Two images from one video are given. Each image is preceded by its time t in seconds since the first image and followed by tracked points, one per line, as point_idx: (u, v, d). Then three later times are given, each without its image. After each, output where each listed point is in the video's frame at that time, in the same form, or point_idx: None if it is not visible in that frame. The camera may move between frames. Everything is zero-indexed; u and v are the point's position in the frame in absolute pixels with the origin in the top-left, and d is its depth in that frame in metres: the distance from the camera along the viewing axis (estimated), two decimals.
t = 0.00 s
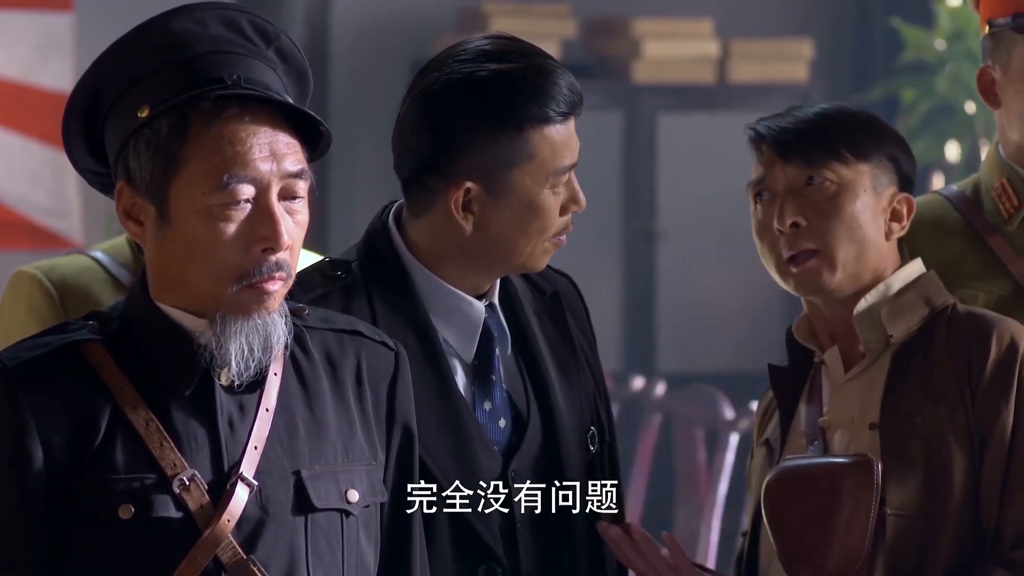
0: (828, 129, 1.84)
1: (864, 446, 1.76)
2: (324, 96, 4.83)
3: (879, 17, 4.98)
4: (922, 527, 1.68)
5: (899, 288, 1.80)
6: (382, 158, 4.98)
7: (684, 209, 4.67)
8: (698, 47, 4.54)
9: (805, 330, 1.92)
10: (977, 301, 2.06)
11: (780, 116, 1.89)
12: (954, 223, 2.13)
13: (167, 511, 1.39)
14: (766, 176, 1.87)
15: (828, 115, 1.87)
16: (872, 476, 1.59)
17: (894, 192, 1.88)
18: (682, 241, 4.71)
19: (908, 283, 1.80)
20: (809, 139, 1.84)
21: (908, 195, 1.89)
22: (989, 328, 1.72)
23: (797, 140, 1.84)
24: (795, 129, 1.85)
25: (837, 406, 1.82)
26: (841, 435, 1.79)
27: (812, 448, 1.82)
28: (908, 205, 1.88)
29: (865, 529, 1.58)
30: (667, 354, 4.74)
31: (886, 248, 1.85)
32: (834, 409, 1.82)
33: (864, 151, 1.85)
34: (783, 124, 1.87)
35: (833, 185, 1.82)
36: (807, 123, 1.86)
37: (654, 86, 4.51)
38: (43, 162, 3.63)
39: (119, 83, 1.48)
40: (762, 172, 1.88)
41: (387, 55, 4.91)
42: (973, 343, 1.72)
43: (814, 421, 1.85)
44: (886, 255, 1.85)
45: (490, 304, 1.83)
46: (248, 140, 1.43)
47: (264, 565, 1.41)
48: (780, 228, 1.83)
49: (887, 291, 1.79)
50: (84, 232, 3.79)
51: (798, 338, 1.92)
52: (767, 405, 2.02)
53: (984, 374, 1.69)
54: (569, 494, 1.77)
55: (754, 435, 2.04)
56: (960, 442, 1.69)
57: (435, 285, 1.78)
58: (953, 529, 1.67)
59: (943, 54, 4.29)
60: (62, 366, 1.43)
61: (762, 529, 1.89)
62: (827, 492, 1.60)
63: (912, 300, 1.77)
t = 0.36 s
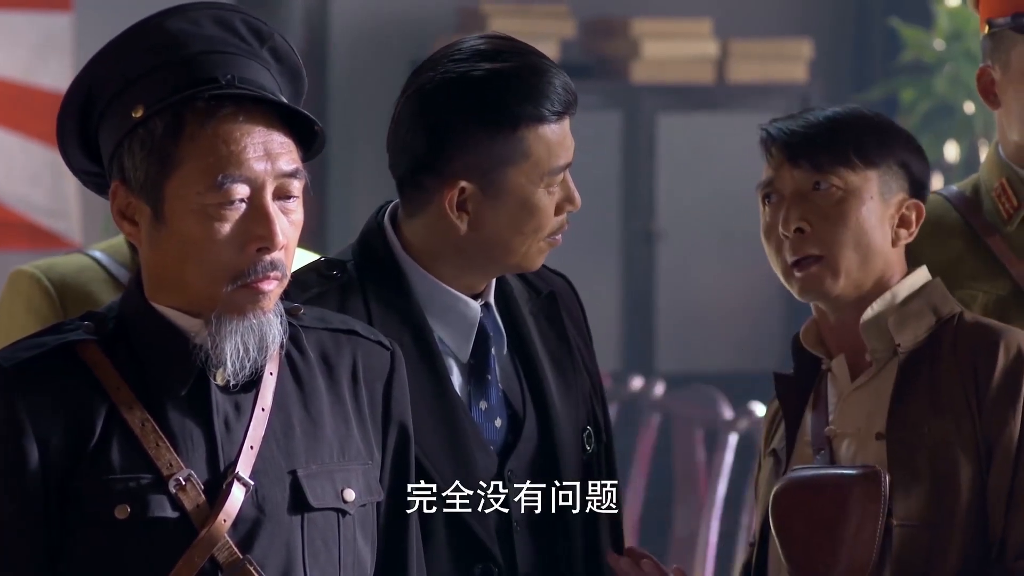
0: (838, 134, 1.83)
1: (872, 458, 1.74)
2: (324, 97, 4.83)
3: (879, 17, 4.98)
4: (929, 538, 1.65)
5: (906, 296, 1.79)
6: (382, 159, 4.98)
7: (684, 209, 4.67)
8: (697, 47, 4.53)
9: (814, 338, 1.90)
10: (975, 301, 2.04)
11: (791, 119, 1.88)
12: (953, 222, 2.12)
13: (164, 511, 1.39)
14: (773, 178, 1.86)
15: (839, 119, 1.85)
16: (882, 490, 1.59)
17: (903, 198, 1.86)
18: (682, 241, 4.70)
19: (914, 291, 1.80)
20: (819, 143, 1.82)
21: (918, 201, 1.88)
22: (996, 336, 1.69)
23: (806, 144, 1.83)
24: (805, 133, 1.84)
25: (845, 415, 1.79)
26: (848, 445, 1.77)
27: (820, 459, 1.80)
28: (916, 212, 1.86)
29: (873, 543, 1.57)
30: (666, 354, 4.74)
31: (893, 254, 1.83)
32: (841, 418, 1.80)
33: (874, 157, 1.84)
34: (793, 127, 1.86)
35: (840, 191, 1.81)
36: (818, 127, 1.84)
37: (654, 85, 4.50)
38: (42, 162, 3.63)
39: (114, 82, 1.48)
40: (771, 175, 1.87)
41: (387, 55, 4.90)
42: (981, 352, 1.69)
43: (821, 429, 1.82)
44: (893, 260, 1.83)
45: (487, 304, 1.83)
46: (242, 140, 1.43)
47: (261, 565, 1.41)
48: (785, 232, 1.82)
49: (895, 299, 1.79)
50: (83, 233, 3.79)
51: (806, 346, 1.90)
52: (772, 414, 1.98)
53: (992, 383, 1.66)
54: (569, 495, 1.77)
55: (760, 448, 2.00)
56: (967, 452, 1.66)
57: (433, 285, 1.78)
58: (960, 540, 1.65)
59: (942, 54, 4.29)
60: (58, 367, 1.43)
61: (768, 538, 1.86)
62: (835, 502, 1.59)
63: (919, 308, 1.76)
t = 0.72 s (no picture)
0: (843, 134, 1.83)
1: (874, 462, 1.74)
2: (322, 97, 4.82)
3: (877, 18, 4.99)
4: (931, 541, 1.65)
5: (910, 300, 1.79)
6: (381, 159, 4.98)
7: (683, 209, 4.67)
8: (697, 48, 4.53)
9: (820, 339, 1.88)
10: (977, 302, 2.03)
11: (797, 119, 1.88)
12: (955, 223, 2.10)
13: (161, 511, 1.39)
14: (780, 179, 1.86)
15: (846, 120, 1.85)
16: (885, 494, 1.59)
17: (909, 199, 1.86)
18: (682, 241, 4.70)
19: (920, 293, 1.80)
20: (824, 143, 1.83)
21: (924, 203, 1.87)
22: (1000, 342, 1.69)
23: (811, 144, 1.83)
24: (811, 133, 1.84)
25: (848, 419, 1.80)
26: (852, 448, 1.77)
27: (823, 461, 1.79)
28: (922, 214, 1.86)
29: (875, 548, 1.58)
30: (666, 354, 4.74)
31: (896, 255, 1.83)
32: (844, 421, 1.80)
33: (880, 158, 1.83)
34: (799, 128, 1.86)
35: (843, 192, 1.81)
36: (824, 127, 1.84)
37: (653, 86, 4.49)
38: (41, 163, 3.64)
39: (111, 82, 1.48)
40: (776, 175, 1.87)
41: (386, 56, 4.90)
42: (985, 357, 1.69)
43: (823, 432, 1.82)
44: (897, 262, 1.83)
45: (478, 303, 1.83)
46: (239, 140, 1.43)
47: (258, 565, 1.41)
48: (788, 232, 1.82)
49: (898, 303, 1.78)
50: (82, 233, 3.78)
51: (814, 346, 1.88)
52: (775, 417, 1.97)
53: (997, 389, 1.66)
54: (568, 495, 1.78)
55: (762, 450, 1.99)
56: (970, 456, 1.67)
57: (430, 288, 1.78)
58: (963, 544, 1.65)
59: (940, 55, 4.30)
60: (56, 367, 1.43)
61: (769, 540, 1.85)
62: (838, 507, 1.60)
63: (922, 313, 1.75)
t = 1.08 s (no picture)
0: (841, 132, 1.83)
1: (873, 457, 1.73)
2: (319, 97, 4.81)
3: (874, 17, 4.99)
4: (929, 541, 1.66)
5: (908, 298, 1.79)
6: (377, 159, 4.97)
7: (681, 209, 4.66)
8: (694, 48, 4.52)
9: (816, 333, 1.88)
10: (976, 301, 2.03)
11: (795, 117, 1.88)
12: (954, 222, 2.10)
13: (158, 511, 1.39)
14: (778, 177, 1.86)
15: (843, 117, 1.85)
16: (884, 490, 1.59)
17: (908, 197, 1.86)
18: (681, 241, 4.67)
19: (917, 291, 1.80)
20: (823, 141, 1.83)
21: (922, 200, 1.87)
22: (999, 343, 1.70)
23: (809, 142, 1.83)
24: (808, 131, 1.84)
25: (846, 412, 1.79)
26: (849, 443, 1.77)
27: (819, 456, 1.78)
28: (921, 212, 1.86)
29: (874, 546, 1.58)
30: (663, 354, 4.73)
31: (894, 253, 1.83)
32: (841, 417, 1.80)
33: (878, 156, 1.83)
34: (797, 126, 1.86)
35: (840, 190, 1.81)
36: (821, 123, 1.85)
37: (650, 86, 4.47)
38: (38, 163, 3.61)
39: (108, 82, 1.48)
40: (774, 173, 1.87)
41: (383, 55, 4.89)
42: (984, 358, 1.69)
43: (818, 428, 1.81)
44: (896, 261, 1.83)
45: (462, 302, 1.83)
46: (235, 139, 1.43)
47: (255, 565, 1.41)
48: (785, 230, 1.82)
49: (897, 301, 1.78)
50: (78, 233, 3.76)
51: (810, 340, 1.88)
52: (767, 410, 1.97)
53: (996, 390, 1.66)
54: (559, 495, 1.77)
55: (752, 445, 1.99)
56: (969, 457, 1.67)
57: (410, 284, 1.79)
58: (962, 545, 1.65)
59: (937, 54, 4.30)
60: (52, 367, 1.43)
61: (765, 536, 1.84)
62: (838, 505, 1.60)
63: (922, 311, 1.76)
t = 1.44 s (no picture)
0: (844, 128, 1.83)
1: (869, 451, 1.73)
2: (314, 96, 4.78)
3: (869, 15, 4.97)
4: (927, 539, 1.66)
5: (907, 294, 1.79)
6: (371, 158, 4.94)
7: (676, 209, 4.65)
8: (689, 47, 4.50)
9: (809, 324, 1.87)
10: (974, 298, 2.02)
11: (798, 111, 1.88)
12: (951, 220, 2.10)
13: (153, 510, 1.39)
14: (780, 173, 1.86)
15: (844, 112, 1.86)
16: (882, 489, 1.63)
17: (909, 195, 1.86)
18: (677, 241, 4.66)
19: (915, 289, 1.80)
20: (826, 136, 1.83)
21: (923, 198, 1.87)
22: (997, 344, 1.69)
23: (811, 137, 1.84)
24: (809, 126, 1.85)
25: (840, 409, 1.79)
26: (844, 437, 1.77)
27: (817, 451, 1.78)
28: (922, 210, 1.86)
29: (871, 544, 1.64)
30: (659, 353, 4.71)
31: (895, 252, 1.83)
32: (836, 411, 1.79)
33: (882, 153, 1.83)
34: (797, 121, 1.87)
35: (844, 189, 1.81)
36: (824, 118, 1.85)
37: (644, 85, 4.46)
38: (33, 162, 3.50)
39: (103, 81, 1.48)
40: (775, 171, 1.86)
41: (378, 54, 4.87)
42: (985, 358, 1.69)
43: (812, 421, 1.81)
44: (896, 258, 1.83)
45: (441, 300, 1.85)
46: (231, 137, 1.43)
47: (250, 563, 1.41)
48: (789, 227, 1.82)
49: (895, 297, 1.78)
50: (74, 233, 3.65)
51: (801, 331, 1.87)
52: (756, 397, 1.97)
53: (997, 390, 1.66)
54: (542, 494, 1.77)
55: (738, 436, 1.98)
56: (968, 458, 1.67)
57: (382, 280, 1.82)
58: (961, 544, 1.65)
59: (932, 53, 4.30)
60: (46, 366, 1.43)
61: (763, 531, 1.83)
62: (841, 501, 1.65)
63: (920, 307, 1.76)
